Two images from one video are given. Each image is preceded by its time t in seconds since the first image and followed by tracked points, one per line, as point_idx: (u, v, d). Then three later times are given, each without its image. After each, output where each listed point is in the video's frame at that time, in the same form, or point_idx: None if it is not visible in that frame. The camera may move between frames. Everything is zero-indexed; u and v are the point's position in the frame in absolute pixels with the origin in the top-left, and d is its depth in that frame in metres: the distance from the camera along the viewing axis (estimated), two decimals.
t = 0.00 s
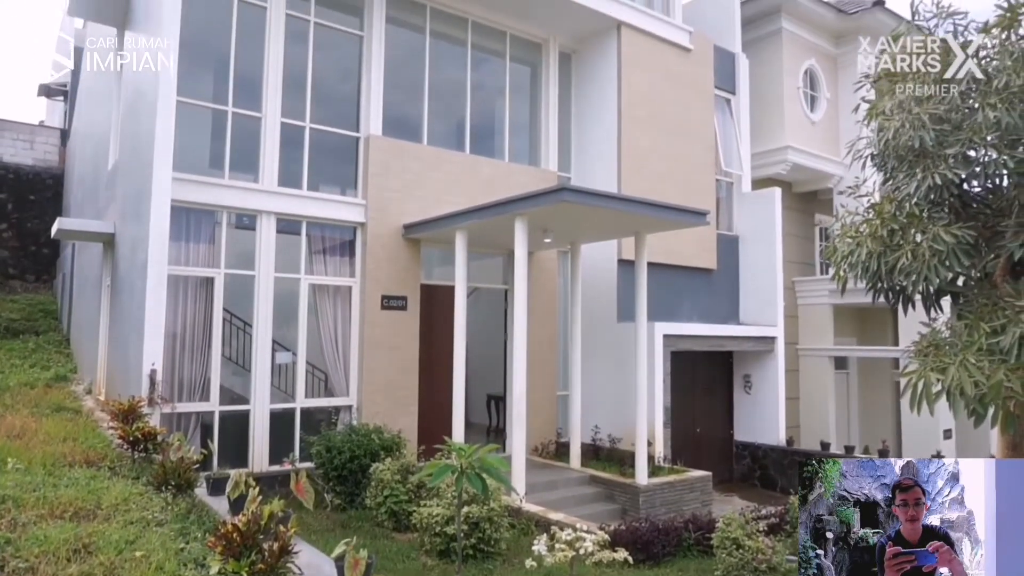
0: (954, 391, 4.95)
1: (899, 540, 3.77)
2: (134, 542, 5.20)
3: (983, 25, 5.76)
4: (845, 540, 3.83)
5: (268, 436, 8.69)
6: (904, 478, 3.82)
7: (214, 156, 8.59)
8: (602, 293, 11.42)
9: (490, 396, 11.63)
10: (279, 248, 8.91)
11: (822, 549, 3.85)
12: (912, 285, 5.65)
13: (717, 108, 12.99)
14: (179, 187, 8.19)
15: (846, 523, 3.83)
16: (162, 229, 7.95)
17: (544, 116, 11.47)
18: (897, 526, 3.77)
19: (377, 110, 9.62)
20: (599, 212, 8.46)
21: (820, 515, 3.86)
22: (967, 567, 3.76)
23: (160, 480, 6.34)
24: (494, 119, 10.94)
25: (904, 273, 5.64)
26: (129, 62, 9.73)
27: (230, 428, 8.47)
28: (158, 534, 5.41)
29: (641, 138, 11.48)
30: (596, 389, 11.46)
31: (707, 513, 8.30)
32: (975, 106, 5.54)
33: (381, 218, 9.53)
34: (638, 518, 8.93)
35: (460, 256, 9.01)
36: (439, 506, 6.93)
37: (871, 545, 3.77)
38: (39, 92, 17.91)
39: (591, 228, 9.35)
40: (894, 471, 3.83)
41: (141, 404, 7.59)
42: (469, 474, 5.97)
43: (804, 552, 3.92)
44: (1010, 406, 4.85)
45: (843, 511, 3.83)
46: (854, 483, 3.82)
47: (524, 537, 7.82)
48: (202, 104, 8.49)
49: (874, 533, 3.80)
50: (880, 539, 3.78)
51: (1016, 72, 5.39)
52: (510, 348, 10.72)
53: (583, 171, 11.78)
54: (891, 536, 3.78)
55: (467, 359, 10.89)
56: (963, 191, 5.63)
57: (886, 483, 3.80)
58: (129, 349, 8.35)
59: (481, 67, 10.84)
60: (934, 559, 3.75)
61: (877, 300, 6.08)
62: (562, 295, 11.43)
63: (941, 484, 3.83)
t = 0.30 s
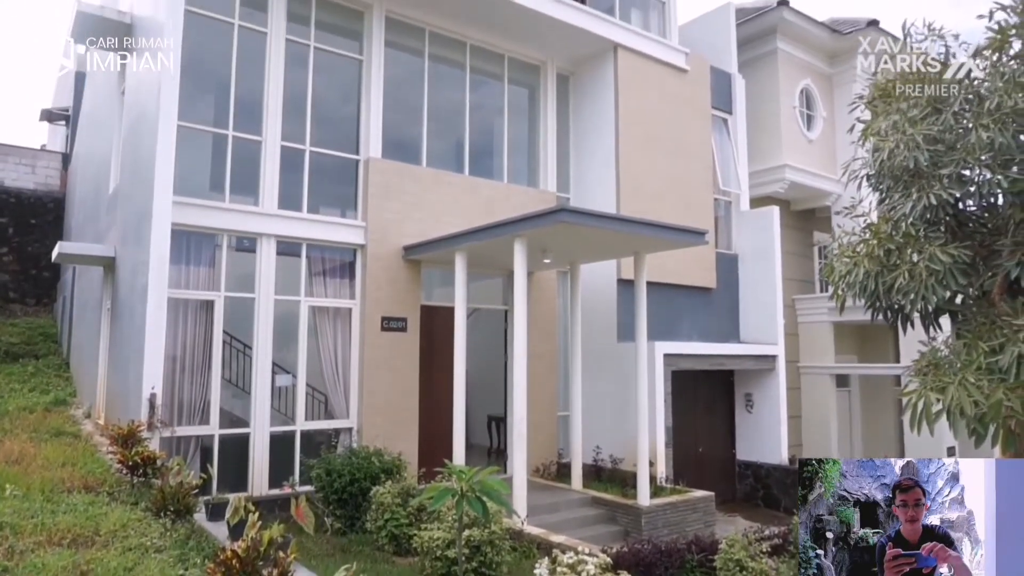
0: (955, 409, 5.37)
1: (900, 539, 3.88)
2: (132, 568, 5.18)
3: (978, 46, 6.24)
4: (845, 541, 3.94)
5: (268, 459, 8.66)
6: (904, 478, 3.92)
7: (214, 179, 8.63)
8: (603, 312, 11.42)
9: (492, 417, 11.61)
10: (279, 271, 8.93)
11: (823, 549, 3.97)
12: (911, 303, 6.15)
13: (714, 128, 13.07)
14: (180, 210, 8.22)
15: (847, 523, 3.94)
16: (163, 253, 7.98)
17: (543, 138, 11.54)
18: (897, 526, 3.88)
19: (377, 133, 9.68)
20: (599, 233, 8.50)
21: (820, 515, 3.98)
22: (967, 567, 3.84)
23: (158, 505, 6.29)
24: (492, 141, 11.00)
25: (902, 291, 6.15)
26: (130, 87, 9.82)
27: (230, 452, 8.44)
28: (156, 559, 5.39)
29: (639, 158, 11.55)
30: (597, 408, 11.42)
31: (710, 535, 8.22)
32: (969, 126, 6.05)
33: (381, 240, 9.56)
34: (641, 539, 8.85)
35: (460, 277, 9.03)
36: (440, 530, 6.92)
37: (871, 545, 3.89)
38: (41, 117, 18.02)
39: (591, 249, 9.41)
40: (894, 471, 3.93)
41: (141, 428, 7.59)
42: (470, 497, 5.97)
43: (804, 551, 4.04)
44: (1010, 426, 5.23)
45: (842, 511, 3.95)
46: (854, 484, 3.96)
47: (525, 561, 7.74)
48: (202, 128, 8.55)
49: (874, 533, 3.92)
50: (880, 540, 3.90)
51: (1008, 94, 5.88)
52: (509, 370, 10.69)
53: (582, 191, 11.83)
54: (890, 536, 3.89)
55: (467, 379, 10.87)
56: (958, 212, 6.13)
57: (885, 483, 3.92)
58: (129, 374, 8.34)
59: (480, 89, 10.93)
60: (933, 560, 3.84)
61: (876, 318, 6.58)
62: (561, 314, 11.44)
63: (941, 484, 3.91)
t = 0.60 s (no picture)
0: (957, 430, 5.62)
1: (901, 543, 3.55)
2: None
3: (970, 68, 6.68)
4: (845, 541, 3.67)
5: (268, 484, 8.61)
6: (904, 478, 3.61)
7: (215, 204, 8.68)
8: (603, 333, 11.42)
9: (493, 440, 11.58)
10: (279, 295, 8.95)
11: (822, 550, 3.71)
12: (909, 323, 6.65)
13: (712, 149, 13.17)
14: (180, 235, 8.26)
15: (846, 523, 3.67)
16: (164, 278, 8.00)
17: (542, 161, 11.63)
18: (897, 527, 3.57)
19: (377, 157, 9.74)
20: (601, 255, 8.56)
21: (819, 515, 3.73)
22: (967, 567, 3.44)
23: (158, 532, 6.23)
24: (492, 163, 11.07)
25: (902, 312, 6.66)
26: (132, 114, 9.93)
27: (229, 477, 8.40)
28: None
29: (638, 180, 11.62)
30: (598, 430, 11.38)
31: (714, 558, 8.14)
32: (963, 148, 6.47)
33: (382, 263, 9.59)
34: (644, 564, 8.77)
35: (461, 299, 9.04)
36: (441, 555, 6.94)
37: (871, 546, 3.59)
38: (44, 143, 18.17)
39: (592, 271, 9.47)
40: (895, 471, 3.64)
41: (140, 454, 7.56)
42: (471, 522, 5.94)
43: (803, 552, 3.79)
44: (1012, 446, 5.37)
45: (842, 511, 3.69)
46: (854, 484, 3.69)
47: None
48: (203, 153, 8.62)
49: (874, 533, 3.62)
50: (881, 540, 3.59)
51: (1001, 116, 6.25)
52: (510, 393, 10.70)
53: (581, 213, 11.89)
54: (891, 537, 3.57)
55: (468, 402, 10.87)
56: (954, 232, 6.64)
57: (885, 482, 3.63)
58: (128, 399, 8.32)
59: (478, 112, 11.01)
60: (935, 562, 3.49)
61: (878, 337, 7.10)
62: (562, 336, 11.47)
63: (943, 484, 3.56)
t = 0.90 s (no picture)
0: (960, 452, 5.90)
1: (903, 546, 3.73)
2: None
3: (965, 90, 6.87)
4: (845, 541, 3.87)
5: (268, 509, 8.56)
6: (903, 478, 3.82)
7: (217, 227, 8.72)
8: (604, 354, 11.40)
9: (494, 462, 11.51)
10: (280, 318, 8.96)
11: (823, 549, 3.92)
12: (911, 343, 6.79)
13: (710, 170, 13.23)
14: (182, 259, 8.29)
15: (846, 523, 3.89)
16: (165, 302, 7.99)
17: (541, 182, 11.68)
18: (897, 526, 3.76)
19: (378, 180, 9.79)
20: (602, 276, 8.57)
21: (820, 515, 3.95)
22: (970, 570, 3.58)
23: (157, 560, 6.23)
24: (492, 185, 11.12)
25: (903, 333, 6.80)
26: (134, 141, 10.03)
27: (229, 502, 8.35)
28: None
29: (637, 201, 11.66)
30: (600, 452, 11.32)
31: None
32: (960, 169, 6.60)
33: (383, 285, 9.60)
34: None
35: (462, 321, 9.04)
36: None
37: (871, 545, 3.79)
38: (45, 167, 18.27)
39: (593, 292, 9.47)
40: (894, 471, 3.85)
41: (141, 479, 7.52)
42: (473, 546, 5.91)
43: (804, 551, 4.00)
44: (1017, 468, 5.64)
45: (842, 515, 3.90)
46: (855, 484, 3.91)
47: None
48: (205, 178, 8.68)
49: (875, 533, 3.82)
50: (880, 539, 3.79)
51: (996, 138, 6.39)
52: (511, 415, 10.67)
53: (581, 235, 11.92)
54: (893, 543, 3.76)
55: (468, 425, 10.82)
56: (952, 252, 6.78)
57: (885, 482, 3.85)
58: (128, 423, 8.32)
59: (478, 135, 11.08)
60: (933, 561, 3.65)
61: (879, 358, 7.23)
62: (563, 357, 11.45)
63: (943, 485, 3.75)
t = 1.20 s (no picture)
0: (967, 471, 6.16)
1: (899, 538, 4.51)
2: None
3: (963, 114, 7.36)
4: (845, 540, 4.70)
5: (269, 534, 8.50)
6: (902, 479, 4.58)
7: (220, 250, 8.75)
8: (607, 375, 11.39)
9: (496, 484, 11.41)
10: (283, 341, 8.96)
11: (823, 550, 4.77)
12: (914, 364, 7.18)
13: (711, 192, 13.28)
14: (185, 282, 8.32)
15: (846, 523, 4.71)
16: (168, 324, 7.97)
17: (543, 204, 11.72)
18: (896, 526, 4.53)
19: (381, 203, 9.84)
20: (605, 298, 8.58)
21: (820, 514, 4.82)
22: (967, 566, 4.27)
23: None
24: (494, 207, 11.16)
25: (906, 354, 7.16)
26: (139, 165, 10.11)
27: (231, 526, 8.31)
28: None
29: (639, 223, 11.71)
30: (603, 475, 11.24)
31: None
32: (960, 192, 7.08)
33: (386, 308, 9.61)
34: None
35: (465, 344, 9.03)
36: None
37: (870, 545, 4.59)
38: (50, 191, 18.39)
39: (595, 314, 9.47)
40: (894, 472, 4.63)
41: (142, 504, 7.47)
42: (475, 570, 5.85)
43: (807, 551, 4.86)
44: None
45: (842, 511, 4.74)
46: (854, 484, 4.74)
47: None
48: (208, 201, 8.73)
49: (874, 533, 4.61)
50: (880, 539, 4.58)
51: (995, 161, 6.86)
52: (514, 439, 10.65)
53: (584, 256, 11.94)
54: (889, 535, 4.54)
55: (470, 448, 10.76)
56: (953, 274, 7.23)
57: (884, 483, 4.64)
58: (132, 446, 8.33)
59: (480, 157, 11.16)
60: (932, 559, 4.37)
61: (882, 381, 7.58)
62: (565, 379, 11.42)
63: (941, 484, 4.47)
